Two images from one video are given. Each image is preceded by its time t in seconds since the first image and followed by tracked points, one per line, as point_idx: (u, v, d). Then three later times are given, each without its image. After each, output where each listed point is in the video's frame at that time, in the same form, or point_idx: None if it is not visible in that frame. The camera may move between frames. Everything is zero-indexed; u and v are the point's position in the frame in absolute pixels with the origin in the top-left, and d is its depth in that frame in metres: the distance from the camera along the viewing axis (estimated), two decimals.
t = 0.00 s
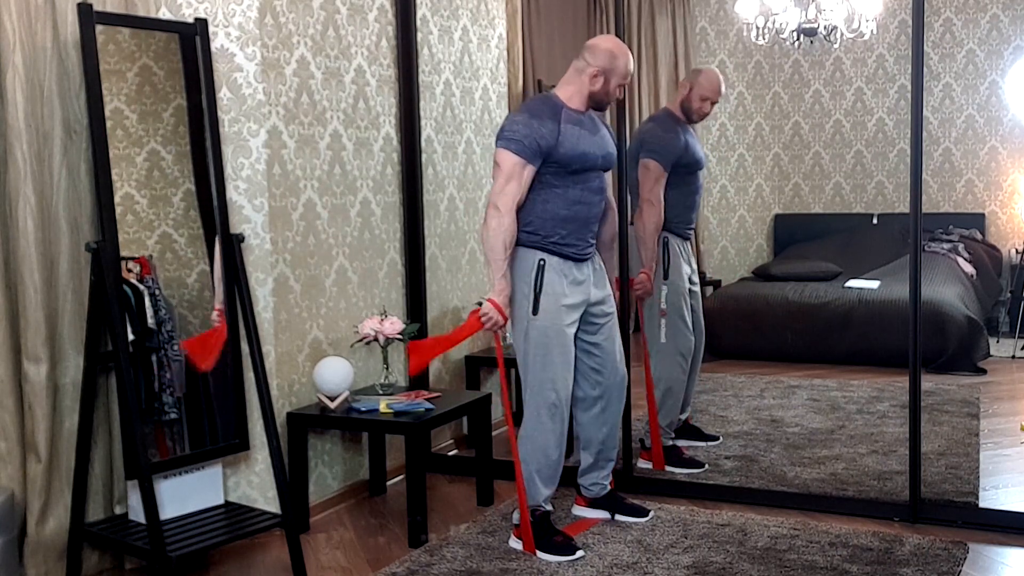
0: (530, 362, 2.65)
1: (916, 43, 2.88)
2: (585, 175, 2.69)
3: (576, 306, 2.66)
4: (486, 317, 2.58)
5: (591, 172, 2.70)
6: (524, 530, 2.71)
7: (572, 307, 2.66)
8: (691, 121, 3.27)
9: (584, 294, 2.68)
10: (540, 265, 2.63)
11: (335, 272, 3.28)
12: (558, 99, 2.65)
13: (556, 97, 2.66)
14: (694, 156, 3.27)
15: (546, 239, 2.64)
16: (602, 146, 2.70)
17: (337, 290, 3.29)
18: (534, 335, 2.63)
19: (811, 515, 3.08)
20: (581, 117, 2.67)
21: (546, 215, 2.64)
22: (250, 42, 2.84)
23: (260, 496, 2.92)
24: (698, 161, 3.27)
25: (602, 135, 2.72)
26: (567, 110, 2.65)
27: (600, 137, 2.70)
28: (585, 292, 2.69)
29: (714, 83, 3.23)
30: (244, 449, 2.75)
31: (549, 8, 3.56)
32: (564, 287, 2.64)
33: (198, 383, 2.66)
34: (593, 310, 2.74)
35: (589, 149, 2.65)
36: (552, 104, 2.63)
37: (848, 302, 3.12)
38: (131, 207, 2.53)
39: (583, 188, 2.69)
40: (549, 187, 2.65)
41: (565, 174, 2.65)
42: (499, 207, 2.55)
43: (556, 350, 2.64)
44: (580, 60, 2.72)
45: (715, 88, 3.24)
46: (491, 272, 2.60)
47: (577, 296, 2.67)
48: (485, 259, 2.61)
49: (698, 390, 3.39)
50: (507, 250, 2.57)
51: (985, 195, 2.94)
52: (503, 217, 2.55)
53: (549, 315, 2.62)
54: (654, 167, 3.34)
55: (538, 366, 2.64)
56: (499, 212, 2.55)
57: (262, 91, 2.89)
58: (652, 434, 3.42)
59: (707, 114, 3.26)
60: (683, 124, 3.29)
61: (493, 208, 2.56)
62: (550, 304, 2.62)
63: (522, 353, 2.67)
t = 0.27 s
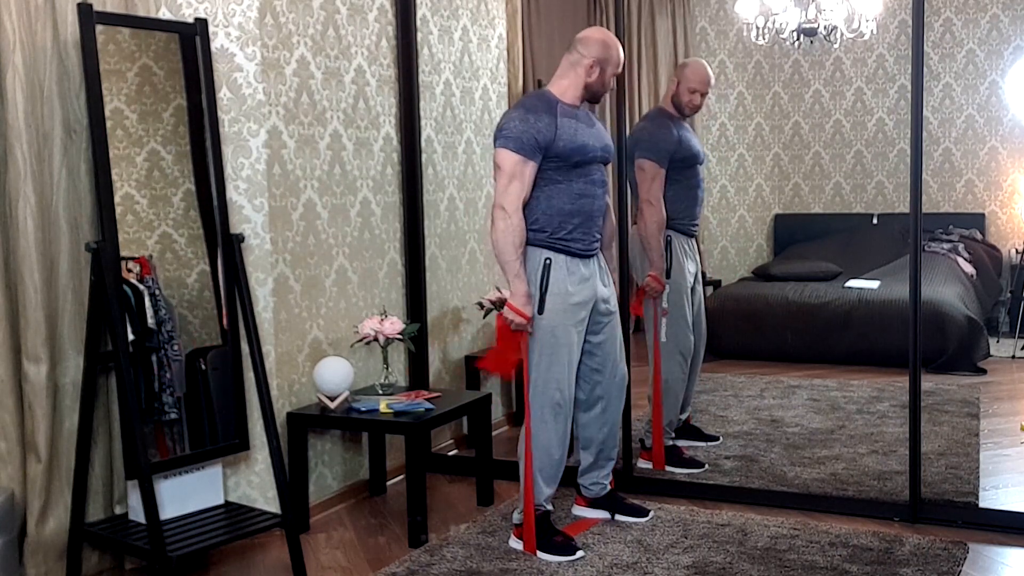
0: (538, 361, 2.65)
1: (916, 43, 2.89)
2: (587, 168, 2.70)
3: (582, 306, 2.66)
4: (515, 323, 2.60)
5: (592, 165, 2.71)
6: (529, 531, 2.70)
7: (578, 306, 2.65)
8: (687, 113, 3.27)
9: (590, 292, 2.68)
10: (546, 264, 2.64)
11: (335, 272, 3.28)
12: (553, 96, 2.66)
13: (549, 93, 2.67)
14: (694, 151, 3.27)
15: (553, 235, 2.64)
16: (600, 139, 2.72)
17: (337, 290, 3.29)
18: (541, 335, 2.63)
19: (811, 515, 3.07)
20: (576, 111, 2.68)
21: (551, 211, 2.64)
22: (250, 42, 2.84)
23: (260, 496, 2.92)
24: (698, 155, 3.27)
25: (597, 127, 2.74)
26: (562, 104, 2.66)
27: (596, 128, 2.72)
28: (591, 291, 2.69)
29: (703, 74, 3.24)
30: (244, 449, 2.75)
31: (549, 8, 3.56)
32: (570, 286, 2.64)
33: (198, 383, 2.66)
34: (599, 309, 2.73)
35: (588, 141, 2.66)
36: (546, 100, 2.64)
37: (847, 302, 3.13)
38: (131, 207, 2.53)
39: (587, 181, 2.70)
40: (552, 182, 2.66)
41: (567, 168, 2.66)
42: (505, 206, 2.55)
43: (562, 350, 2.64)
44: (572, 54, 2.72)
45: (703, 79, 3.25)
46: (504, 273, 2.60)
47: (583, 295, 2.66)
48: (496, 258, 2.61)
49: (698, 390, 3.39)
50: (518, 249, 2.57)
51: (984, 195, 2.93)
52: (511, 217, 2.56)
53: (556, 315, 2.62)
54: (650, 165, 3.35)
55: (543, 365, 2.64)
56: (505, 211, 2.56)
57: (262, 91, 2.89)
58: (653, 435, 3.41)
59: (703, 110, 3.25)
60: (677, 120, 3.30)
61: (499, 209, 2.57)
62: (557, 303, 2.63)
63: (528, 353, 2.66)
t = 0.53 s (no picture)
0: (541, 360, 2.64)
1: (916, 43, 2.89)
2: (588, 166, 2.70)
3: (584, 305, 2.66)
4: (522, 325, 2.59)
5: (594, 163, 2.71)
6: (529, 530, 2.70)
7: (580, 305, 2.65)
8: (687, 111, 3.27)
9: (592, 292, 2.68)
10: (549, 263, 2.64)
11: (335, 272, 3.28)
12: (551, 94, 2.67)
13: (547, 92, 2.67)
14: (693, 150, 3.27)
15: (556, 235, 2.64)
16: (600, 136, 2.72)
17: (337, 290, 3.29)
18: (544, 335, 2.63)
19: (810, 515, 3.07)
20: (575, 109, 2.69)
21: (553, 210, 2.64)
22: (250, 42, 2.84)
23: (260, 496, 2.92)
24: (697, 152, 3.26)
25: (597, 125, 2.74)
26: (561, 103, 2.66)
27: (596, 126, 2.72)
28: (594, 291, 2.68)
29: (700, 70, 3.25)
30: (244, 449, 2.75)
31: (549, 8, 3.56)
32: (572, 285, 2.64)
33: (198, 383, 2.66)
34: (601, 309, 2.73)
35: (588, 138, 2.66)
36: (544, 99, 2.64)
37: (847, 302, 3.13)
38: (131, 207, 2.53)
39: (588, 180, 2.70)
40: (554, 182, 2.66)
41: (568, 167, 2.66)
42: (506, 206, 2.56)
43: (564, 349, 2.64)
44: (570, 52, 2.73)
45: (700, 76, 3.25)
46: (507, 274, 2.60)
47: (586, 295, 2.66)
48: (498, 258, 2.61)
49: (698, 390, 3.39)
50: (520, 248, 2.57)
51: (984, 195, 2.93)
52: (512, 216, 2.56)
53: (558, 314, 2.62)
54: (647, 163, 3.34)
55: (545, 364, 2.64)
56: (506, 211, 2.56)
57: (262, 91, 2.89)
58: (653, 435, 3.41)
59: (701, 108, 3.25)
60: (677, 117, 3.29)
61: (500, 209, 2.57)
62: (559, 302, 2.63)
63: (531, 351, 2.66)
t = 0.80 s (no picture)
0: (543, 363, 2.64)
1: (916, 43, 2.89)
2: (591, 168, 2.69)
3: (582, 307, 2.67)
4: (528, 326, 2.56)
5: (596, 165, 2.70)
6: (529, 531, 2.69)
7: (578, 307, 2.66)
8: (687, 111, 3.26)
9: (590, 294, 2.69)
10: (548, 266, 2.64)
11: (335, 272, 3.28)
12: (553, 96, 2.67)
13: (549, 93, 2.67)
14: (693, 151, 3.27)
15: (555, 237, 2.65)
16: (601, 138, 2.72)
17: (337, 290, 3.29)
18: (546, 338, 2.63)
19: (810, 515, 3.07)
20: (577, 111, 2.69)
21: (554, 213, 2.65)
22: (250, 42, 2.84)
23: (260, 496, 2.92)
24: (698, 153, 3.26)
25: (598, 128, 2.74)
26: (562, 105, 2.66)
27: (598, 129, 2.72)
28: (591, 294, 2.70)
29: (700, 70, 3.24)
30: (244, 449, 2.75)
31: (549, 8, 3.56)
32: (571, 287, 2.64)
33: (197, 383, 2.66)
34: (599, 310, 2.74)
35: (590, 140, 2.66)
36: (546, 100, 2.63)
37: (847, 302, 3.13)
38: (131, 207, 2.53)
39: (590, 182, 2.70)
40: (556, 184, 2.65)
41: (570, 169, 2.65)
42: (510, 207, 2.55)
43: (565, 351, 2.65)
44: (571, 53, 2.73)
45: (700, 76, 3.25)
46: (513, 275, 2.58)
47: (584, 297, 2.67)
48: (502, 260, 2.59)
49: (698, 390, 3.39)
50: (526, 248, 2.55)
51: (984, 196, 2.93)
52: (516, 218, 2.55)
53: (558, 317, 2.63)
54: (647, 165, 3.34)
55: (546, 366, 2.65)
56: (510, 212, 2.55)
57: (262, 91, 2.89)
58: (653, 435, 3.41)
59: (701, 108, 3.25)
60: (677, 118, 3.29)
61: (504, 210, 2.56)
62: (557, 304, 2.63)
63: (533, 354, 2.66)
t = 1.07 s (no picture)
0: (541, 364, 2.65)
1: (916, 42, 2.87)
2: (593, 184, 2.69)
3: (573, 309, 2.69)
4: (524, 333, 2.59)
5: (598, 181, 2.70)
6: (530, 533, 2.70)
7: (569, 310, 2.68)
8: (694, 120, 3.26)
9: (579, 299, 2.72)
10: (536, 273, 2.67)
11: (335, 272, 3.28)
12: (564, 105, 2.67)
13: (560, 102, 2.67)
14: (696, 161, 3.27)
15: (543, 247, 2.67)
16: (607, 154, 2.72)
17: (337, 290, 3.29)
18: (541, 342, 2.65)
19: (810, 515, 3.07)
20: (587, 124, 2.69)
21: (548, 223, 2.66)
22: (250, 42, 2.84)
23: (260, 495, 2.92)
24: (701, 164, 3.26)
25: (606, 142, 2.74)
26: (574, 116, 2.66)
27: (605, 143, 2.72)
28: (580, 299, 2.71)
29: (707, 78, 3.24)
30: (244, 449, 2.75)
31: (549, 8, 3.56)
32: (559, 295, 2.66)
33: (197, 383, 2.66)
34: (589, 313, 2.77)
35: (596, 156, 2.66)
36: (556, 109, 2.63)
37: (847, 302, 3.13)
38: (131, 207, 2.54)
39: (591, 196, 2.70)
40: (556, 195, 2.65)
41: (572, 182, 2.65)
42: (513, 215, 2.56)
43: (562, 352, 2.65)
44: (584, 64, 2.75)
45: (707, 84, 3.24)
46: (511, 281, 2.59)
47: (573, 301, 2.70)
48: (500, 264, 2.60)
49: (698, 390, 3.40)
50: (525, 258, 2.56)
51: (984, 195, 2.94)
52: (518, 226, 2.56)
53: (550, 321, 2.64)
54: (650, 173, 3.34)
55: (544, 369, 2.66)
56: (513, 220, 2.56)
57: (262, 91, 2.89)
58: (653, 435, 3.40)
59: (707, 117, 3.25)
60: (682, 127, 3.29)
61: (507, 217, 2.57)
62: (548, 309, 2.65)
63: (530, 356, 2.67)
